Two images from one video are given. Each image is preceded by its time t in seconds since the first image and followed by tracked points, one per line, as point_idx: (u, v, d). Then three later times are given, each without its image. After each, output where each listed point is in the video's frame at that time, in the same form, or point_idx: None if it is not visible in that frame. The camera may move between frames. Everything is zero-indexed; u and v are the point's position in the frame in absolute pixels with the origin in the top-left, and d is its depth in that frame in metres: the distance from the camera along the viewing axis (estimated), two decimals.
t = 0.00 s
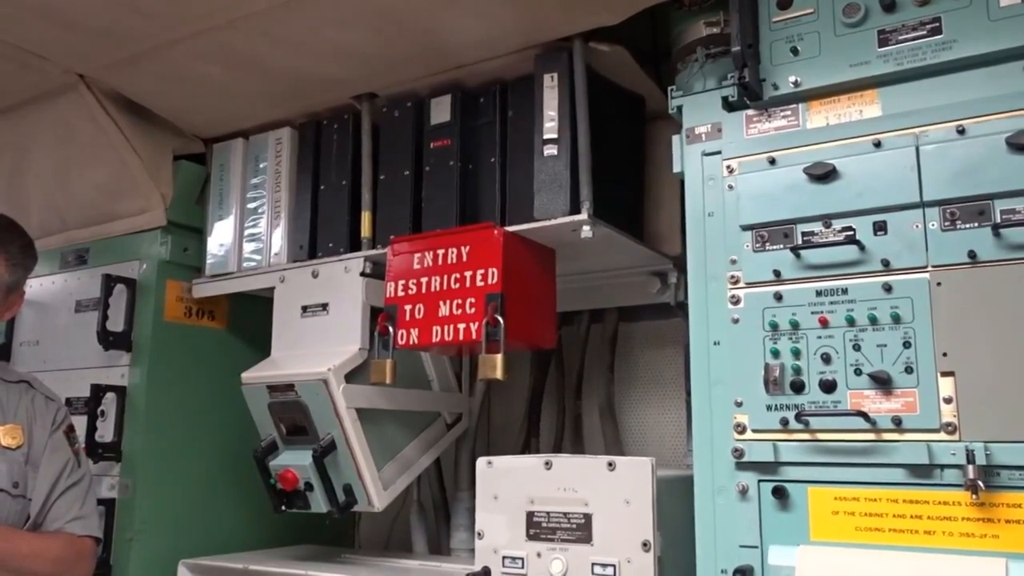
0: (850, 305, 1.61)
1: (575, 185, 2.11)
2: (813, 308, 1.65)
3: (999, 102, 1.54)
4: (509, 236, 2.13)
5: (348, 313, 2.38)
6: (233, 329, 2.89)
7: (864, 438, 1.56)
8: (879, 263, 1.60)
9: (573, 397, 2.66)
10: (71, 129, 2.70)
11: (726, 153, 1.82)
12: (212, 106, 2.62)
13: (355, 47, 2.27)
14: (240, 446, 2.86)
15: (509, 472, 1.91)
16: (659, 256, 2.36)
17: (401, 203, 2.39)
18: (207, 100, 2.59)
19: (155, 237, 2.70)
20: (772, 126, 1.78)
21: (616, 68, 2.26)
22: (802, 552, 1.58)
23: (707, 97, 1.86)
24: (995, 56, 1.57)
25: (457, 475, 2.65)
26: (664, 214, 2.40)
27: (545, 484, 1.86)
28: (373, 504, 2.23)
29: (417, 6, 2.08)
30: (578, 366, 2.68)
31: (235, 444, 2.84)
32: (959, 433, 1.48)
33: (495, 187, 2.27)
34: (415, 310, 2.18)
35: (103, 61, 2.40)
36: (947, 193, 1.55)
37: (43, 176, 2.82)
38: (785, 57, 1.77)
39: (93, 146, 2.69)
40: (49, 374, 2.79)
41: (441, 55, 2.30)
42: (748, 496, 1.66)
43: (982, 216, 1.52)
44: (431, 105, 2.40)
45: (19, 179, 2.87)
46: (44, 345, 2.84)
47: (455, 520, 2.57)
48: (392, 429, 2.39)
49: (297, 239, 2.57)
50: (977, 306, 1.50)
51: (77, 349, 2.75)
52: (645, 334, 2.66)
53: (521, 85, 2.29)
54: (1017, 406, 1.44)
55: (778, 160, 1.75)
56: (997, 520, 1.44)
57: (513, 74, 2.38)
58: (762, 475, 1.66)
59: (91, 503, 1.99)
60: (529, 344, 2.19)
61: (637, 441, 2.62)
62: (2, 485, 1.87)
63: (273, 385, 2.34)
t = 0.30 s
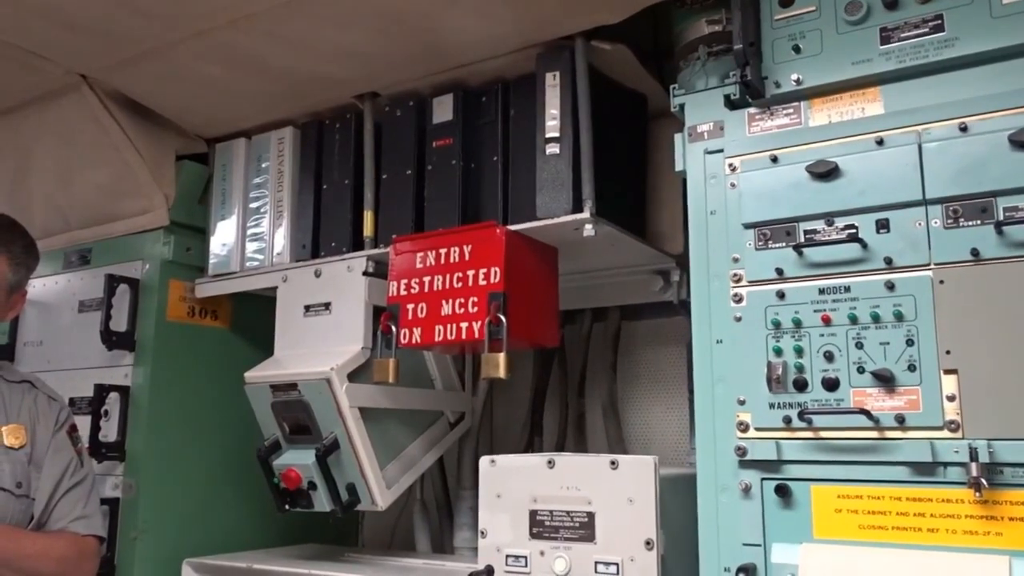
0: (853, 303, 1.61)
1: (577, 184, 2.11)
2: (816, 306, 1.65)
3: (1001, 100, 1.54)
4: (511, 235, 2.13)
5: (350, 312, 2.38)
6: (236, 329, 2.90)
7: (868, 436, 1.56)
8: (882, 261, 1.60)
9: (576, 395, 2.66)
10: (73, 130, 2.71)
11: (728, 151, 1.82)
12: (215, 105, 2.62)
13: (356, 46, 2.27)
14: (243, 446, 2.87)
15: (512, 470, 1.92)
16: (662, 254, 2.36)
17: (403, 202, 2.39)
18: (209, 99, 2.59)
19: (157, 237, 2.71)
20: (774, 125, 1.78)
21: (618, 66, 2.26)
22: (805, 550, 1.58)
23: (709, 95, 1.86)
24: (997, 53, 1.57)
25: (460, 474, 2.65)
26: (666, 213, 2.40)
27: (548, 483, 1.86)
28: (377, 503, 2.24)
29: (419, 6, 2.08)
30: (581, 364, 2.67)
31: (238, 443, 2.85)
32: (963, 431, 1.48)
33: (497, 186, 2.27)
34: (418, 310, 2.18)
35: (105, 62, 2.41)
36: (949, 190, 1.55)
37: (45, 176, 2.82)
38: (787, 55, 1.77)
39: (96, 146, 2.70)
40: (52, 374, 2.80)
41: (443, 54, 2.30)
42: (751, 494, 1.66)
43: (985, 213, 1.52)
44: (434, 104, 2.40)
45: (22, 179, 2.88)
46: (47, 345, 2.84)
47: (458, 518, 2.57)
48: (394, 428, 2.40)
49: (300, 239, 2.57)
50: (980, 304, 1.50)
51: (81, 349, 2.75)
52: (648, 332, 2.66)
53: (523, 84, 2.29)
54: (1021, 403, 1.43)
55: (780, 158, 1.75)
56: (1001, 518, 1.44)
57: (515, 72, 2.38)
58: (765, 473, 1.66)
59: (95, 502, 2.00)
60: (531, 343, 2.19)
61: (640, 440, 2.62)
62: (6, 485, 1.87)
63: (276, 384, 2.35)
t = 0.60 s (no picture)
0: (855, 301, 1.61)
1: (579, 182, 2.11)
2: (818, 304, 1.65)
3: (1004, 97, 1.54)
4: (513, 233, 2.13)
5: (352, 311, 2.38)
6: (239, 329, 2.90)
7: (870, 434, 1.56)
8: (884, 259, 1.60)
9: (578, 394, 2.66)
10: (76, 129, 2.71)
11: (730, 149, 1.81)
12: (216, 104, 2.62)
13: (358, 45, 2.27)
14: (246, 446, 2.87)
15: (515, 468, 1.92)
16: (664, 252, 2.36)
17: (405, 200, 2.39)
18: (212, 98, 2.59)
19: (160, 237, 2.71)
20: (776, 122, 1.77)
21: (620, 64, 2.25)
22: (807, 548, 1.58)
23: (711, 93, 1.86)
24: (999, 50, 1.56)
25: (462, 472, 2.65)
26: (668, 210, 2.39)
27: (550, 481, 1.86)
28: (380, 501, 2.24)
29: (420, 5, 2.08)
30: (583, 362, 2.67)
31: (242, 443, 2.85)
32: (966, 429, 1.47)
33: (499, 184, 2.27)
34: (420, 308, 2.18)
35: (107, 61, 2.41)
36: (952, 188, 1.55)
37: (48, 175, 2.82)
38: (789, 53, 1.76)
39: (98, 146, 2.70)
40: (55, 373, 2.80)
41: (445, 52, 2.30)
42: (753, 492, 1.66)
43: (988, 211, 1.52)
44: (435, 103, 2.40)
45: (25, 178, 2.88)
46: (50, 344, 2.85)
47: (461, 517, 2.57)
48: (397, 426, 2.40)
49: (302, 238, 2.57)
50: (982, 302, 1.50)
51: (84, 348, 2.76)
52: (650, 330, 2.66)
53: (525, 82, 2.29)
54: None
55: (782, 155, 1.74)
56: (1004, 516, 1.44)
57: (517, 70, 2.38)
58: (767, 471, 1.66)
59: (97, 501, 2.00)
60: (533, 342, 2.18)
61: (643, 438, 2.62)
62: (9, 484, 1.87)
63: (279, 383, 2.35)
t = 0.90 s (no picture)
0: (858, 300, 1.61)
1: (582, 181, 2.11)
2: (821, 304, 1.64)
3: (1007, 96, 1.53)
4: (516, 233, 2.13)
5: (355, 311, 2.39)
6: (241, 328, 2.90)
7: (873, 434, 1.56)
8: (887, 259, 1.59)
9: (581, 393, 2.66)
10: (78, 129, 2.71)
11: (733, 148, 1.81)
12: (219, 103, 2.62)
13: (360, 44, 2.27)
14: (249, 445, 2.87)
15: (518, 468, 1.92)
16: (666, 252, 2.35)
17: (407, 200, 2.39)
18: (214, 98, 2.59)
19: (162, 236, 2.71)
20: (779, 122, 1.77)
21: (623, 63, 2.25)
22: (810, 548, 1.58)
23: (714, 93, 1.86)
24: (1003, 50, 1.56)
25: (464, 471, 2.66)
26: (671, 210, 2.39)
27: (552, 480, 1.86)
28: (382, 501, 2.24)
29: (421, 4, 2.08)
30: (586, 362, 2.67)
31: (244, 443, 2.85)
32: (969, 429, 1.47)
33: (502, 183, 2.27)
34: (422, 307, 2.18)
35: (110, 61, 2.41)
36: (955, 187, 1.54)
37: (51, 175, 2.83)
38: (792, 52, 1.76)
39: (101, 145, 2.70)
40: (58, 372, 2.81)
41: (447, 51, 2.30)
42: (756, 493, 1.66)
43: (991, 211, 1.52)
44: (438, 102, 2.40)
45: (28, 178, 2.88)
46: (53, 344, 2.85)
47: (464, 516, 2.58)
48: (399, 426, 2.40)
49: (305, 238, 2.57)
50: (986, 302, 1.49)
51: (87, 347, 2.76)
52: (653, 330, 2.66)
53: (527, 81, 2.28)
54: None
55: (785, 155, 1.74)
56: (1007, 516, 1.44)
57: (519, 69, 2.37)
58: (770, 471, 1.66)
59: (99, 500, 2.00)
60: (536, 342, 2.18)
61: (645, 437, 2.62)
62: (11, 483, 1.88)
63: (281, 382, 2.35)
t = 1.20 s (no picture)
0: (863, 299, 1.60)
1: (585, 181, 2.10)
2: (826, 303, 1.64)
3: (1012, 94, 1.53)
4: (520, 232, 2.13)
5: (359, 310, 2.39)
6: (246, 328, 2.91)
7: (878, 433, 1.55)
8: (892, 257, 1.59)
9: (584, 393, 2.65)
10: (82, 130, 2.71)
11: (737, 147, 1.81)
12: (222, 104, 2.62)
13: (363, 44, 2.27)
14: (254, 446, 2.87)
15: (522, 468, 1.92)
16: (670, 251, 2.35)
17: (410, 199, 2.39)
18: (217, 98, 2.59)
19: (166, 237, 2.71)
20: (783, 121, 1.77)
21: (626, 62, 2.25)
22: (815, 548, 1.58)
23: (717, 92, 1.85)
24: (1008, 47, 1.55)
25: (468, 471, 2.66)
26: (674, 209, 2.39)
27: (557, 480, 1.86)
28: (387, 501, 2.25)
29: (424, 4, 2.08)
30: (589, 361, 2.67)
31: (249, 443, 2.86)
32: (975, 428, 1.47)
33: (506, 183, 2.27)
34: (426, 307, 2.18)
35: (113, 61, 2.41)
36: (960, 185, 1.54)
37: (54, 175, 2.83)
38: (796, 51, 1.76)
39: (104, 146, 2.71)
40: (63, 373, 2.81)
41: (449, 51, 2.29)
42: (762, 492, 1.66)
43: (996, 209, 1.51)
44: (441, 102, 2.40)
45: (32, 179, 2.89)
46: (58, 344, 2.86)
47: (468, 516, 2.58)
48: (404, 426, 2.40)
49: (308, 238, 2.57)
50: (991, 300, 1.49)
51: (91, 348, 2.76)
52: (656, 329, 2.66)
53: (530, 80, 2.28)
54: None
55: (789, 154, 1.74)
56: (1013, 515, 1.43)
57: (522, 69, 2.37)
58: (776, 470, 1.65)
59: (104, 500, 2.01)
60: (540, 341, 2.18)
61: (649, 436, 2.62)
62: (15, 484, 1.88)
63: (286, 382, 2.35)
